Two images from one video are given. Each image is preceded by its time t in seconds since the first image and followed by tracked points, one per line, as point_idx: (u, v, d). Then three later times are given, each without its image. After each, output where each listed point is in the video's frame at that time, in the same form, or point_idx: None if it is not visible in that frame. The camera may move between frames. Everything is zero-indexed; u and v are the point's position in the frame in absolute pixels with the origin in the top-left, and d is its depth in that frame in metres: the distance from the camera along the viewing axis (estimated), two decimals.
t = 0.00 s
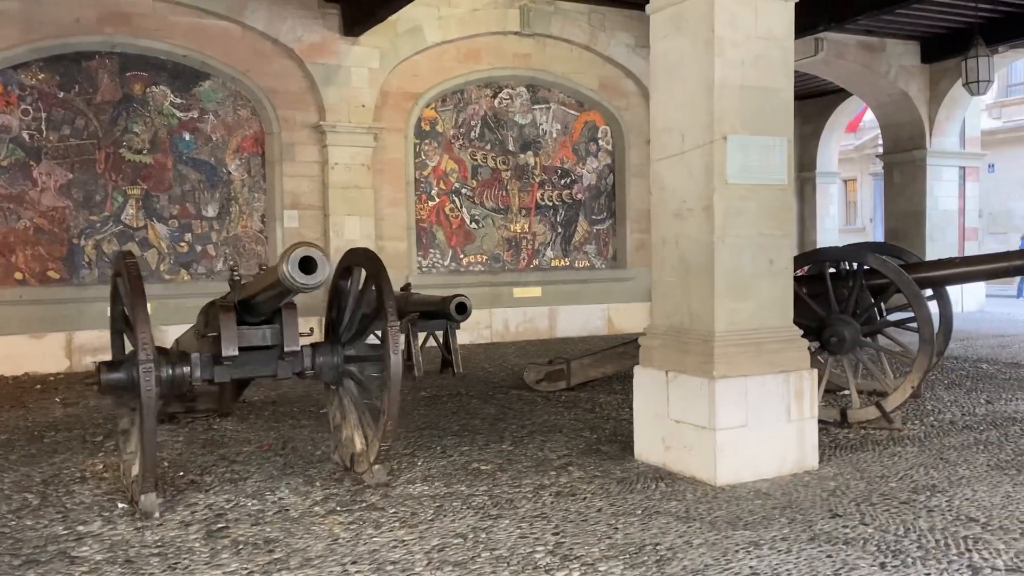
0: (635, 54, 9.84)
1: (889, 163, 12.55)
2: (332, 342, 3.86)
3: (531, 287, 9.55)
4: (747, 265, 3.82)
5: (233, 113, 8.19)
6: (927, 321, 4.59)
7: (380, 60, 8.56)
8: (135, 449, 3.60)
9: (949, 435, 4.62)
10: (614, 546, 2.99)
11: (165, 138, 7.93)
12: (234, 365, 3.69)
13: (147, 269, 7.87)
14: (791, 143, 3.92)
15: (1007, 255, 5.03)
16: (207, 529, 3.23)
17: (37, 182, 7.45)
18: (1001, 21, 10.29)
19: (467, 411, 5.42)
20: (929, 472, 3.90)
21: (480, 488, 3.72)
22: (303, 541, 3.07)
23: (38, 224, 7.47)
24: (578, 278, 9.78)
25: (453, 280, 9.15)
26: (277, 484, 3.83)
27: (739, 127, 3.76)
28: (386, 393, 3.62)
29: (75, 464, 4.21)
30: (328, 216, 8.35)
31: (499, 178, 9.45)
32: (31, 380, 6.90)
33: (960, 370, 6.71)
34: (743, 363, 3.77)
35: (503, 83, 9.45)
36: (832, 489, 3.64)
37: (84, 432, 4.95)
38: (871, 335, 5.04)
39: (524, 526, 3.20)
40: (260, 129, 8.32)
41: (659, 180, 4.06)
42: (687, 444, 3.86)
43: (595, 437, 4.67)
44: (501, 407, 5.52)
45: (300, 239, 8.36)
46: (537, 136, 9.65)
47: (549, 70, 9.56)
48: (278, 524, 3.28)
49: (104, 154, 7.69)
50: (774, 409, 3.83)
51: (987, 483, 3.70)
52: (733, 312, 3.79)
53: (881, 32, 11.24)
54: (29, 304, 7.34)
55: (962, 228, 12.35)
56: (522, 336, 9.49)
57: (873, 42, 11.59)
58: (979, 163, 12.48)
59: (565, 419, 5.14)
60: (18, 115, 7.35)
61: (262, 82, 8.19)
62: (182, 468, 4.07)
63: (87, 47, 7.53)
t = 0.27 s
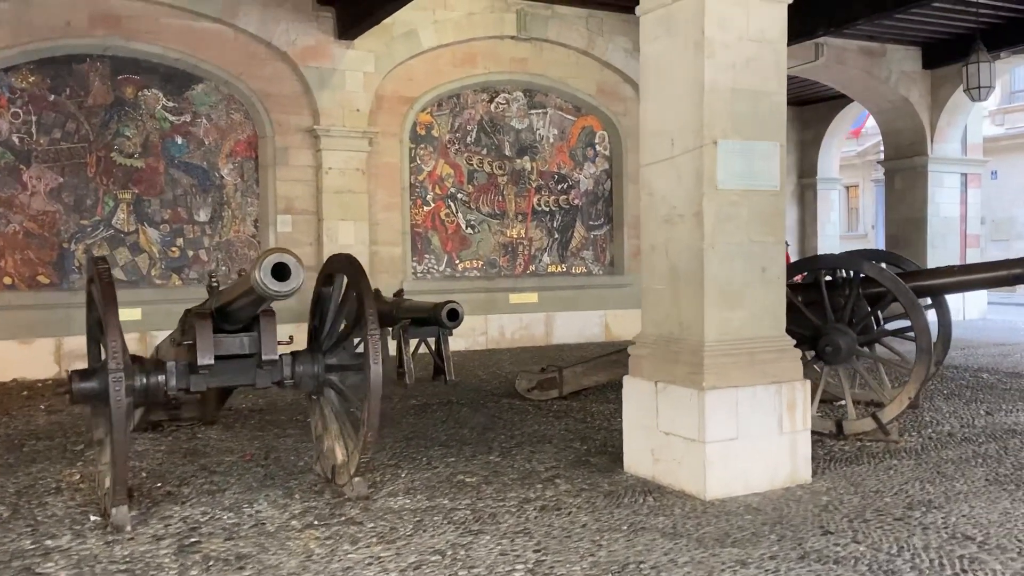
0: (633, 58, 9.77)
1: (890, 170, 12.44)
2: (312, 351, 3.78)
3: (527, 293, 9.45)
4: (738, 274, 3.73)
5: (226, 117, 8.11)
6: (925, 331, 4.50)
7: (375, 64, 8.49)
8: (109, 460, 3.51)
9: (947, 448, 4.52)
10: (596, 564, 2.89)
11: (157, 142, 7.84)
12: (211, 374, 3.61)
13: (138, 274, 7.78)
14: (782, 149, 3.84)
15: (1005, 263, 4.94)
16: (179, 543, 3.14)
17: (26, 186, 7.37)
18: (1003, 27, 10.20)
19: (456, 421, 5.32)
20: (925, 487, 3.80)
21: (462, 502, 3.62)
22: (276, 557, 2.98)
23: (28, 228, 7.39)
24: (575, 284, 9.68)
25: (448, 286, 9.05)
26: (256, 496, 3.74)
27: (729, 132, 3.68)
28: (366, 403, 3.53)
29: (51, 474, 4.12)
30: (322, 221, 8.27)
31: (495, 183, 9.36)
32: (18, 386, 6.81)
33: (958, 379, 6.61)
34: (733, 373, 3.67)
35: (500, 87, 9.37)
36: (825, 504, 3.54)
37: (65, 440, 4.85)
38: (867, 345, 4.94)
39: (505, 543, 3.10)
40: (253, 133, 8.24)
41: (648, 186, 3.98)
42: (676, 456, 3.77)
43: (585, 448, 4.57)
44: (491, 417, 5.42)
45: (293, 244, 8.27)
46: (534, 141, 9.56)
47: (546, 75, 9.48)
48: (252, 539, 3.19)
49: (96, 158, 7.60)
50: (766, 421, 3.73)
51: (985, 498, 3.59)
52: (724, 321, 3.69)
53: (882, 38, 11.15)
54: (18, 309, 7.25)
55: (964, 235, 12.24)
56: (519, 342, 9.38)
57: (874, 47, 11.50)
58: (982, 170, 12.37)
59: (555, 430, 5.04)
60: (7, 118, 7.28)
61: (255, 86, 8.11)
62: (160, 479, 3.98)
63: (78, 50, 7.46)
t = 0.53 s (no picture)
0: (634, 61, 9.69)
1: (893, 175, 12.34)
2: (295, 358, 3.69)
3: (525, 298, 9.37)
4: (731, 281, 3.64)
5: (221, 119, 8.04)
6: (924, 339, 4.40)
7: (372, 66, 8.42)
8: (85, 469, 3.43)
9: (946, 459, 4.42)
10: None
11: (151, 144, 7.78)
12: (191, 381, 3.53)
13: (131, 277, 7.71)
14: (778, 153, 3.76)
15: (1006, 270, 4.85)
16: (153, 556, 3.05)
17: (19, 188, 7.30)
18: (1007, 32, 10.10)
19: (447, 428, 5.24)
20: (922, 500, 3.70)
21: (447, 513, 3.53)
22: (250, 571, 2.89)
23: (20, 230, 7.33)
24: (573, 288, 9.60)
25: (446, 291, 8.97)
26: (237, 506, 3.66)
27: (722, 135, 3.60)
28: (349, 411, 3.44)
29: (30, 482, 4.04)
30: (317, 224, 8.20)
31: (493, 187, 9.28)
32: (8, 390, 6.73)
33: (959, 388, 6.52)
34: (725, 383, 3.59)
35: (498, 90, 9.30)
36: (819, 518, 3.45)
37: (49, 447, 4.78)
38: (866, 353, 4.84)
39: (488, 557, 3.01)
40: (248, 135, 8.17)
41: (641, 190, 3.89)
42: (667, 467, 3.68)
43: (576, 458, 4.48)
44: (482, 424, 5.34)
45: (288, 247, 8.20)
46: (533, 144, 9.48)
47: (545, 78, 9.41)
48: (229, 551, 3.10)
49: (89, 160, 7.54)
50: (759, 432, 3.64)
51: (983, 513, 3.50)
52: (717, 329, 3.61)
53: (885, 42, 11.06)
54: (9, 312, 7.17)
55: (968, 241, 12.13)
56: (516, 348, 9.29)
57: (877, 51, 11.41)
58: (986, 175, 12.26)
59: (548, 438, 4.95)
60: None
61: (250, 87, 8.05)
62: (141, 488, 3.90)
63: (72, 51, 7.40)
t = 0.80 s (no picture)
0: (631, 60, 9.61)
1: (894, 176, 12.24)
2: (271, 358, 3.61)
3: (520, 299, 9.29)
4: (717, 281, 3.56)
5: (213, 116, 7.97)
6: (917, 341, 4.31)
7: (365, 64, 8.34)
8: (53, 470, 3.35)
9: (939, 464, 4.33)
10: None
11: (141, 141, 7.70)
12: (163, 381, 3.45)
13: (120, 276, 7.64)
14: (766, 150, 3.67)
15: (1002, 271, 4.75)
16: (119, 560, 2.97)
17: (7, 185, 7.24)
18: (1009, 32, 10.00)
19: (433, 430, 5.16)
20: (912, 506, 3.61)
21: (424, 517, 3.45)
22: None
23: (8, 228, 7.26)
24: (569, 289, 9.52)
25: (439, 291, 8.89)
26: (210, 508, 3.58)
27: (708, 132, 3.51)
28: (323, 412, 3.36)
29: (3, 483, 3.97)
30: (309, 224, 8.13)
31: (488, 187, 9.20)
32: None
33: (956, 391, 6.42)
34: (710, 385, 3.51)
35: (493, 88, 9.22)
36: (804, 523, 3.36)
37: (27, 447, 4.70)
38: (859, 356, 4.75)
39: (461, 563, 2.93)
40: (240, 133, 8.10)
41: (626, 188, 3.81)
42: (651, 471, 3.59)
43: (561, 460, 4.39)
44: (469, 426, 5.25)
45: (280, 246, 8.14)
46: (529, 143, 9.40)
47: (541, 76, 9.33)
48: (196, 555, 3.02)
49: (78, 158, 7.47)
50: (744, 435, 3.56)
51: (974, 519, 3.41)
52: (701, 330, 3.53)
53: (886, 41, 10.96)
54: None
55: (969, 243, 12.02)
56: (511, 349, 9.21)
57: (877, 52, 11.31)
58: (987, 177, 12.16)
59: (535, 440, 4.87)
60: None
61: (242, 85, 7.98)
62: (115, 489, 3.83)
63: (62, 47, 7.34)
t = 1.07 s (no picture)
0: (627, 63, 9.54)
1: (894, 181, 12.14)
2: (240, 366, 3.53)
3: (512, 303, 9.22)
4: (696, 288, 3.48)
5: (202, 119, 7.90)
6: (905, 350, 4.22)
7: (357, 66, 8.27)
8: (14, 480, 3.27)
9: (928, 475, 4.23)
10: None
11: (130, 144, 7.64)
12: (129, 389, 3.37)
13: (108, 279, 7.57)
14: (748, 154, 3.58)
15: (994, 278, 4.66)
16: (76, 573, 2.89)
17: None
18: (1009, 35, 9.90)
19: (415, 437, 5.07)
20: (897, 519, 3.52)
21: (394, 529, 3.36)
22: None
23: None
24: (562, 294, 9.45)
25: (431, 296, 8.82)
26: (178, 519, 3.50)
27: (688, 135, 3.44)
28: (291, 421, 3.28)
29: None
30: (300, 227, 8.06)
31: (481, 190, 9.12)
32: None
33: (951, 399, 6.32)
34: (689, 395, 3.42)
35: (487, 91, 9.14)
36: (784, 537, 3.27)
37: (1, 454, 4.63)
38: (847, 364, 4.66)
39: None
40: (230, 136, 8.03)
41: (605, 192, 3.73)
42: (628, 483, 3.50)
43: (542, 470, 4.31)
44: (452, 433, 5.17)
45: (270, 250, 8.07)
46: (522, 147, 9.33)
47: (535, 79, 9.25)
48: (156, 569, 2.94)
49: (66, 160, 7.41)
50: (724, 447, 3.48)
51: (960, 534, 3.31)
52: (680, 339, 3.45)
53: (885, 45, 10.87)
54: None
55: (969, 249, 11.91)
56: (503, 354, 9.13)
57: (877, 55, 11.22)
58: (987, 182, 12.05)
59: (518, 448, 4.78)
60: None
61: (232, 87, 7.91)
62: (83, 499, 3.75)
63: (49, 49, 7.28)
